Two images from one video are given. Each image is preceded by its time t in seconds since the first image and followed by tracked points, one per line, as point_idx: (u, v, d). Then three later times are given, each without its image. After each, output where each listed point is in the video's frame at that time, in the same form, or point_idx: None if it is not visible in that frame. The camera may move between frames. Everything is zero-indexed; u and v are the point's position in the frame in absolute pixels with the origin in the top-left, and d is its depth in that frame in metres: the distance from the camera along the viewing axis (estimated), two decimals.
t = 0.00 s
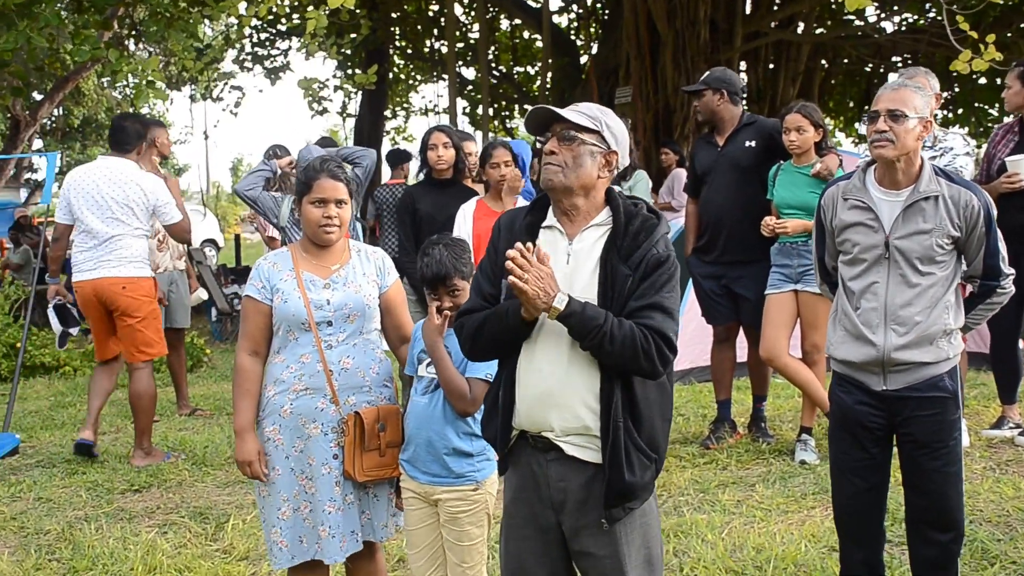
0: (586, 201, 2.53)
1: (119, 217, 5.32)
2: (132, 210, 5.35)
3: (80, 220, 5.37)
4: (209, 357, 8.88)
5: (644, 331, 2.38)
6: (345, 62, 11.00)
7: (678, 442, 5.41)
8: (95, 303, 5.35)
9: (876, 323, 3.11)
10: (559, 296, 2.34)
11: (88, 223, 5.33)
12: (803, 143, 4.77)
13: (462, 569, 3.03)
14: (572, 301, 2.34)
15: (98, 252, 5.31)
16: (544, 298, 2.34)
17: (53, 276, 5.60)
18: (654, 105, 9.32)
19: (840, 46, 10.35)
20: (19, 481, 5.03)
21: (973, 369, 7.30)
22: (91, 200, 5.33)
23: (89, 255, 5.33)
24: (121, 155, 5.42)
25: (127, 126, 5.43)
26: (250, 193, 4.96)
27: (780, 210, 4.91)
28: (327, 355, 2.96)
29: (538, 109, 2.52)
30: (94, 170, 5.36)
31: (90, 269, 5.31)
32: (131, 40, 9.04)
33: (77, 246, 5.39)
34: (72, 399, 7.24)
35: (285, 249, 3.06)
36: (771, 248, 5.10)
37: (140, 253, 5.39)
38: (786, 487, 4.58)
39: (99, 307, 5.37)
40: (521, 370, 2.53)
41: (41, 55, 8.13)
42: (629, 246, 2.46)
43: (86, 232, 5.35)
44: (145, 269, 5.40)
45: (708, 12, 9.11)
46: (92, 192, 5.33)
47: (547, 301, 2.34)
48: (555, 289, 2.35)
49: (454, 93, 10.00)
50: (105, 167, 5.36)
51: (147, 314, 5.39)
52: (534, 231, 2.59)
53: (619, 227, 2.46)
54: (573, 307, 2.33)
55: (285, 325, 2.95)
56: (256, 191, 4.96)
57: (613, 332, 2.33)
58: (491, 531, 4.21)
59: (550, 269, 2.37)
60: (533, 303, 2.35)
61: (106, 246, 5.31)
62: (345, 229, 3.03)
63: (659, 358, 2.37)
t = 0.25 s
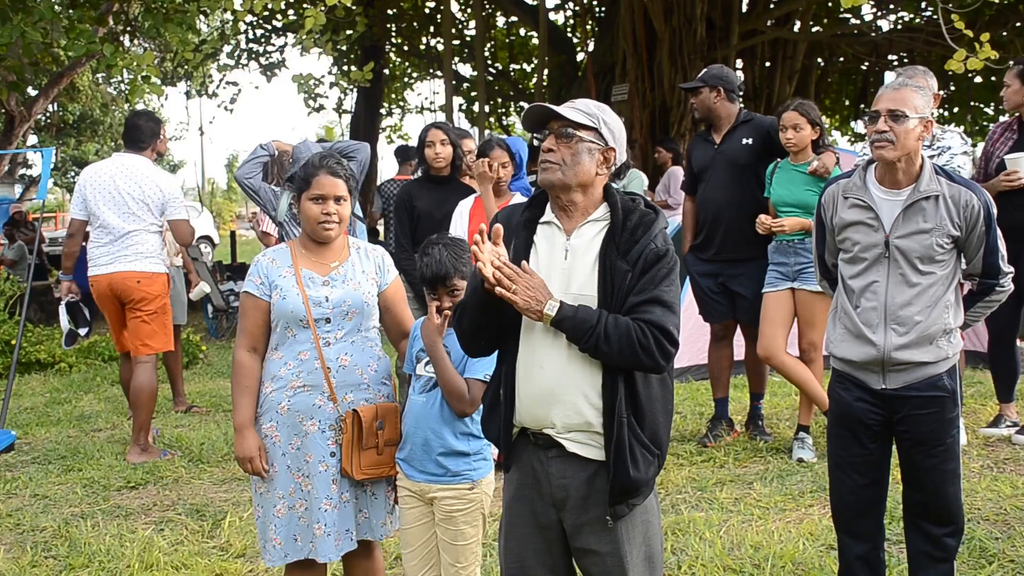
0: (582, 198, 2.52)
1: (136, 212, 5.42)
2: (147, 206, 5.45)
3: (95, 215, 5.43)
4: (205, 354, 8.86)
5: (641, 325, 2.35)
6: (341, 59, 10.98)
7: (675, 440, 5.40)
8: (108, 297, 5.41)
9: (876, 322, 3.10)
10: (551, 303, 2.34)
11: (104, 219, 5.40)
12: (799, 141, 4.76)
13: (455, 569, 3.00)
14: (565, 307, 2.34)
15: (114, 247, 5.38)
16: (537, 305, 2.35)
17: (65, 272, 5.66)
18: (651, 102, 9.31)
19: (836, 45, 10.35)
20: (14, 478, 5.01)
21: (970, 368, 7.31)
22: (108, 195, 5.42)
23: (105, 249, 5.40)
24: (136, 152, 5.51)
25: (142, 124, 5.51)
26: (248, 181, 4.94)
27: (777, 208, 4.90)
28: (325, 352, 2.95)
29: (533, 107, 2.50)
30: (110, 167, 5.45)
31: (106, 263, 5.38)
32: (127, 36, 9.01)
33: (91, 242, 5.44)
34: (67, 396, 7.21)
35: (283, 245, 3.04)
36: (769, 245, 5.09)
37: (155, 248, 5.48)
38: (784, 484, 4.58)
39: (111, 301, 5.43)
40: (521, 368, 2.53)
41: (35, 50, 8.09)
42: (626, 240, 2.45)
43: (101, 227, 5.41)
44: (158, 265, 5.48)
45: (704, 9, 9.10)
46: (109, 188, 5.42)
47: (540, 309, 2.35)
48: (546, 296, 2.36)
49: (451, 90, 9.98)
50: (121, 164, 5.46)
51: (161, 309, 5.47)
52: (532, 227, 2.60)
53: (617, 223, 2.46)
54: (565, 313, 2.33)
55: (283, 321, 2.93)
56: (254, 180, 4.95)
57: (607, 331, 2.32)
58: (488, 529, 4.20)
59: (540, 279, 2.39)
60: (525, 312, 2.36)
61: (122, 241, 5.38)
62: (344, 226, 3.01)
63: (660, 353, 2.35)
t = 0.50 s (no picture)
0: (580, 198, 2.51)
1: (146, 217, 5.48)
2: (155, 211, 5.50)
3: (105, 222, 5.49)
4: (203, 358, 8.85)
5: (641, 325, 2.36)
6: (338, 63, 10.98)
7: (674, 442, 5.40)
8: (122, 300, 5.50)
9: (878, 325, 3.10)
10: (556, 293, 2.33)
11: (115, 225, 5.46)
12: (796, 144, 4.76)
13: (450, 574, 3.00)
14: (569, 298, 2.34)
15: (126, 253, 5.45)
16: (541, 293, 2.33)
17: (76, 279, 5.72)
18: (648, 105, 9.31)
19: (834, 47, 10.36)
20: (12, 484, 5.00)
21: (968, 369, 7.31)
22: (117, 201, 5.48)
23: (117, 255, 5.47)
24: (140, 158, 5.57)
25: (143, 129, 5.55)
26: (248, 182, 4.98)
27: (774, 211, 4.91)
28: (324, 356, 2.94)
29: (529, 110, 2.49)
30: (118, 175, 5.52)
31: (118, 268, 5.44)
32: (124, 40, 9.00)
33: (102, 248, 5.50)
34: (65, 401, 7.20)
35: (283, 249, 3.03)
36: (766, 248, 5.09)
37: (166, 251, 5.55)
38: (783, 487, 4.58)
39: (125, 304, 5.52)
40: (518, 370, 2.52)
41: (32, 54, 8.08)
42: (623, 241, 2.45)
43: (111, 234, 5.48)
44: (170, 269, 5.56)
45: (701, 12, 9.11)
46: (117, 195, 5.48)
47: (544, 298, 2.33)
48: (550, 284, 2.34)
49: (448, 94, 9.98)
50: (127, 170, 5.53)
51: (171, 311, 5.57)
52: (527, 230, 2.59)
53: (614, 223, 2.46)
54: (568, 302, 2.33)
55: (281, 325, 2.93)
56: (253, 180, 4.98)
57: (610, 326, 2.32)
58: (486, 532, 4.19)
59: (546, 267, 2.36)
60: (529, 300, 2.33)
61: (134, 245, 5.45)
62: (344, 230, 3.01)
63: (658, 353, 2.35)
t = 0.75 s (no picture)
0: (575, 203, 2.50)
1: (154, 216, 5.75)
2: (162, 210, 5.77)
3: (114, 221, 5.75)
4: (202, 359, 8.85)
5: (641, 326, 2.36)
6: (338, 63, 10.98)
7: (673, 444, 5.40)
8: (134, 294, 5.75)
9: (877, 326, 3.10)
10: (556, 293, 2.33)
11: (123, 225, 5.72)
12: (795, 145, 4.76)
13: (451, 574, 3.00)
14: (569, 298, 2.34)
15: (136, 251, 5.73)
16: (542, 293, 2.32)
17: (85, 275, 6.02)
18: (648, 106, 9.31)
19: (833, 47, 10.36)
20: (11, 485, 5.00)
21: (967, 370, 7.31)
22: (125, 202, 5.74)
23: (127, 253, 5.74)
24: (142, 158, 5.80)
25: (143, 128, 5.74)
26: (248, 181, 5.02)
27: (773, 212, 4.91)
28: (322, 357, 2.94)
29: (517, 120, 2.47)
30: (124, 175, 5.75)
31: (128, 267, 5.72)
32: (123, 41, 8.99)
33: (110, 247, 5.77)
34: (63, 402, 7.20)
35: (283, 250, 3.04)
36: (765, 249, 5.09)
37: (173, 248, 5.83)
38: (782, 488, 4.58)
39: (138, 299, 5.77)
40: (517, 371, 2.52)
41: (32, 55, 8.08)
42: (623, 241, 2.45)
43: (118, 233, 5.74)
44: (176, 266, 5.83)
45: (700, 12, 9.12)
46: (125, 196, 5.73)
47: (545, 297, 2.33)
48: (552, 285, 2.34)
49: (447, 94, 9.98)
50: (131, 170, 5.76)
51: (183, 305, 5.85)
52: (527, 232, 2.60)
53: (614, 225, 2.45)
54: (569, 303, 2.33)
55: (281, 327, 2.93)
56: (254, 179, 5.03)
57: (610, 327, 2.32)
58: (485, 533, 4.19)
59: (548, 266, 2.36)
60: (531, 298, 2.33)
61: (143, 244, 5.72)
62: (344, 229, 3.01)
63: (657, 354, 2.35)
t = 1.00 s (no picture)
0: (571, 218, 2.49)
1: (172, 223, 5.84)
2: (180, 217, 5.88)
3: (131, 226, 5.79)
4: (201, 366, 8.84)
5: (642, 340, 2.37)
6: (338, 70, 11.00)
7: (672, 452, 5.40)
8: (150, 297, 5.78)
9: (873, 335, 3.11)
10: (551, 316, 2.35)
11: (142, 229, 5.77)
12: (795, 154, 4.78)
13: None
14: (564, 320, 2.35)
15: (153, 256, 5.78)
16: (537, 317, 2.35)
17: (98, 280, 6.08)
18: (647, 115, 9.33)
19: (832, 57, 10.39)
20: (9, 491, 4.99)
21: (966, 379, 7.32)
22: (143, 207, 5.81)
23: (143, 258, 5.77)
24: (157, 166, 5.90)
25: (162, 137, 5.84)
26: (248, 191, 5.02)
27: (772, 220, 4.92)
28: (324, 365, 2.94)
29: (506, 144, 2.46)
30: (142, 181, 5.83)
31: (144, 270, 5.76)
32: (124, 48, 9.00)
33: (123, 252, 5.81)
34: (62, 408, 7.20)
35: (283, 258, 3.04)
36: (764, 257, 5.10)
37: (186, 255, 5.92)
38: (781, 497, 4.58)
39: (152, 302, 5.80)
40: (518, 379, 2.52)
41: (32, 62, 8.08)
42: (625, 253, 2.45)
43: (135, 238, 5.78)
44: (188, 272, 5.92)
45: (700, 21, 9.15)
46: (143, 201, 5.80)
47: (540, 321, 2.35)
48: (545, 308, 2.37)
49: (447, 102, 10.00)
50: (149, 177, 5.84)
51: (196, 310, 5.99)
52: (529, 240, 2.60)
53: (616, 237, 2.46)
54: (564, 326, 2.34)
55: (282, 335, 2.93)
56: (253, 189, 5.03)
57: (608, 344, 2.33)
58: (484, 541, 4.19)
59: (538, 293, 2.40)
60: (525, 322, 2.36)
61: (161, 249, 5.79)
62: (344, 237, 3.01)
63: (659, 366, 2.36)
